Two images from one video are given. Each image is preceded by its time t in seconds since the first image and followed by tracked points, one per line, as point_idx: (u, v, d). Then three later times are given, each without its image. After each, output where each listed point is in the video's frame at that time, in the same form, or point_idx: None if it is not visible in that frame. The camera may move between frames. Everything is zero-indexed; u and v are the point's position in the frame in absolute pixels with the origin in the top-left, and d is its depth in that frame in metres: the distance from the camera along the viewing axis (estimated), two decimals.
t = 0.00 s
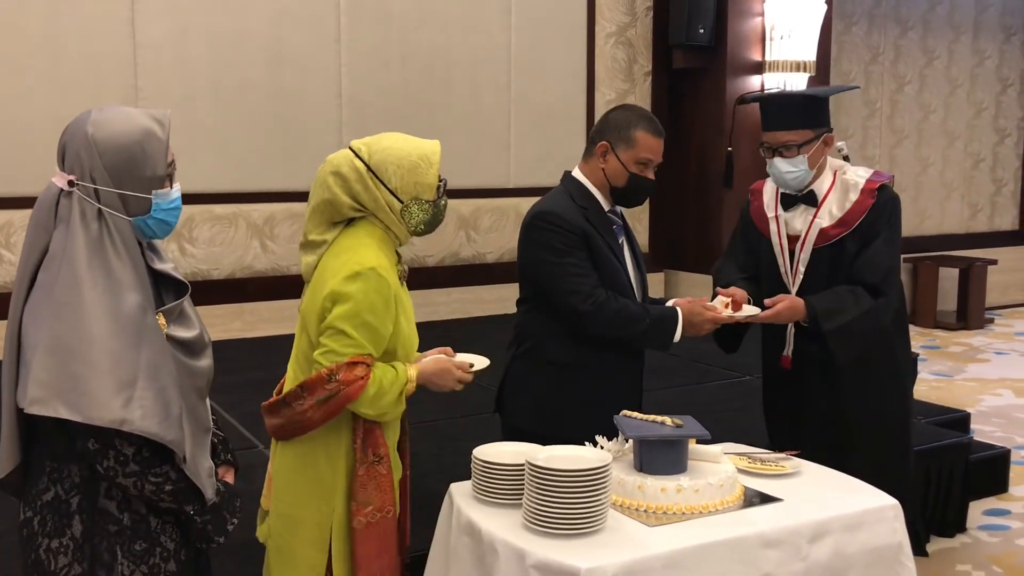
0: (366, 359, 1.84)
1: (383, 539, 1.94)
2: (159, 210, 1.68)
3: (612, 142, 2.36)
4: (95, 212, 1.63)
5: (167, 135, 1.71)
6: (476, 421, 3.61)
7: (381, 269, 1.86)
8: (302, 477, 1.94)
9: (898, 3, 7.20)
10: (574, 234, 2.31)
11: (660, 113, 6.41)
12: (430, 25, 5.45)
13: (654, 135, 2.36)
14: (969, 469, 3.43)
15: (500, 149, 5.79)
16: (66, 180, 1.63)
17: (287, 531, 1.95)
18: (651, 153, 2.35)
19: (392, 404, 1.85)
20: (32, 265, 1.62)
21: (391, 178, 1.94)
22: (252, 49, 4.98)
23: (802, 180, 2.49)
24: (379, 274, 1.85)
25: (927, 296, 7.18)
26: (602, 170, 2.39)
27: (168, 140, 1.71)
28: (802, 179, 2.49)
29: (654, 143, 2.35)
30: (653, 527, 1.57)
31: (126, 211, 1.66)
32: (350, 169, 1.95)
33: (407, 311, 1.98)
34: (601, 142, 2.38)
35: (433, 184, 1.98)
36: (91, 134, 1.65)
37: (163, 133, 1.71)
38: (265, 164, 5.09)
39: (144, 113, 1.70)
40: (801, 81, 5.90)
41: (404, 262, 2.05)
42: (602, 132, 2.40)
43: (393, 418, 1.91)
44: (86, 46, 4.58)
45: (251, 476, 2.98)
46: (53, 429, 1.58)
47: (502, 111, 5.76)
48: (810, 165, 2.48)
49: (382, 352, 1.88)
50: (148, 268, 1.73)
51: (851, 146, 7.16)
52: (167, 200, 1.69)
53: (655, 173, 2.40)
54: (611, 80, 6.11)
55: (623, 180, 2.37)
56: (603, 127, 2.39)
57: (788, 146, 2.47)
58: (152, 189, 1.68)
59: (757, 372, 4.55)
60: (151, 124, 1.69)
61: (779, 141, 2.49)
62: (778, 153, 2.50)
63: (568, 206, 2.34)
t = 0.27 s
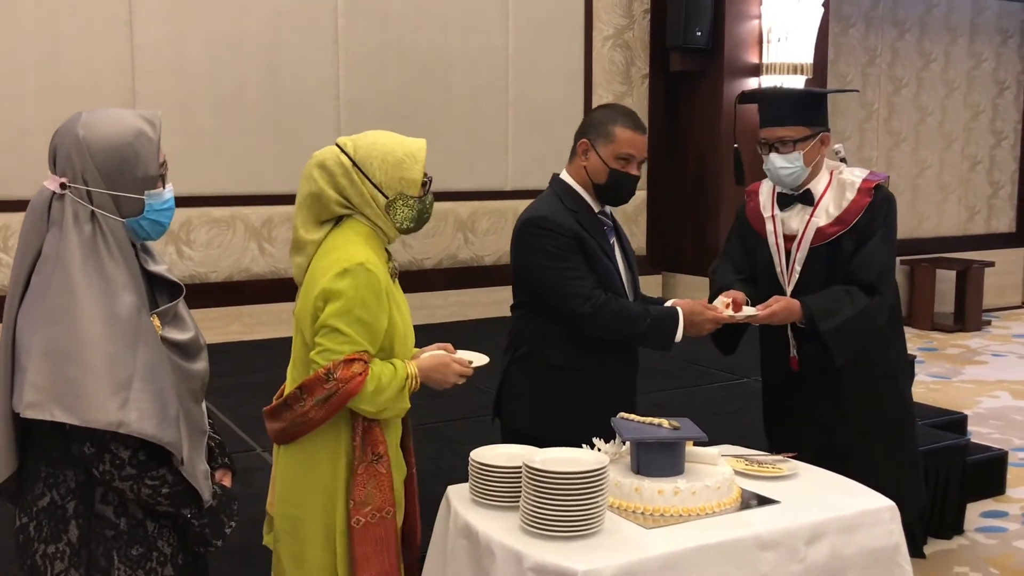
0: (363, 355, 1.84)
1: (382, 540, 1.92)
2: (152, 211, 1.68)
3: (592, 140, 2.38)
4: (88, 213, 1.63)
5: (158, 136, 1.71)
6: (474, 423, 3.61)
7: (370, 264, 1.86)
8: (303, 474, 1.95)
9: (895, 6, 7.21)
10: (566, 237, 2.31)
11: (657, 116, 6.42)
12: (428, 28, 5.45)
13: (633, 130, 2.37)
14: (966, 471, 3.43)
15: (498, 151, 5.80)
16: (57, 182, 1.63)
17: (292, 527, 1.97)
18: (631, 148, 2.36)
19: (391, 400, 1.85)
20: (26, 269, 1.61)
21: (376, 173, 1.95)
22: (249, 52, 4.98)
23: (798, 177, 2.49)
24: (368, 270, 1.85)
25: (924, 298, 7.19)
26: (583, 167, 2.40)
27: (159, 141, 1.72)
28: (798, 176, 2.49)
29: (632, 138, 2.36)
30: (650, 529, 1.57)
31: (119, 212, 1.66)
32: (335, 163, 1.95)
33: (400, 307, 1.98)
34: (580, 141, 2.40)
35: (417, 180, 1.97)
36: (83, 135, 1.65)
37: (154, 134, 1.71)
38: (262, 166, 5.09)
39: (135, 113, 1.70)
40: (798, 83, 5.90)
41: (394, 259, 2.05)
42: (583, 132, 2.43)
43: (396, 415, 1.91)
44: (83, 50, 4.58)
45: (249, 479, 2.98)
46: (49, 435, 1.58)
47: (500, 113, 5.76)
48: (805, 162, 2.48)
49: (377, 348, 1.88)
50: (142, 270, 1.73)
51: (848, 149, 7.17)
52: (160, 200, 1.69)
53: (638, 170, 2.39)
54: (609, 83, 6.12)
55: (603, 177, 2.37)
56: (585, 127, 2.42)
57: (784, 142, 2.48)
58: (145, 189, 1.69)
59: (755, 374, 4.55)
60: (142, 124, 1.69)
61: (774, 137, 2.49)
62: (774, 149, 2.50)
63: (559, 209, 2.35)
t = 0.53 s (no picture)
0: (355, 355, 1.84)
1: (389, 536, 1.92)
2: (144, 212, 1.68)
3: (584, 142, 2.40)
4: (80, 216, 1.63)
5: (149, 138, 1.72)
6: (474, 426, 3.61)
7: (358, 264, 1.86)
8: (308, 479, 1.94)
9: (893, 9, 7.22)
10: (563, 239, 2.32)
11: (656, 119, 6.43)
12: (427, 31, 5.46)
13: (624, 130, 2.38)
14: (965, 474, 3.43)
15: (497, 154, 5.80)
16: (49, 185, 1.63)
17: (300, 533, 1.95)
18: (623, 148, 2.36)
19: (386, 399, 1.85)
20: (19, 272, 1.61)
21: (365, 174, 1.95)
22: (248, 55, 4.99)
23: (795, 175, 2.50)
24: (356, 269, 1.85)
25: (923, 301, 7.19)
26: (577, 170, 2.41)
27: (150, 143, 1.72)
28: (795, 175, 2.50)
29: (624, 138, 2.36)
30: (648, 532, 1.57)
31: (110, 214, 1.67)
32: (326, 161, 1.96)
33: (392, 307, 1.98)
34: (573, 144, 2.42)
35: (406, 182, 1.96)
36: (73, 137, 1.66)
37: (145, 136, 1.71)
38: (261, 169, 5.09)
39: (126, 116, 1.71)
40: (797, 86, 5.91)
41: (385, 261, 2.05)
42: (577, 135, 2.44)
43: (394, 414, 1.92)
44: (83, 53, 4.59)
45: (248, 482, 2.97)
46: (46, 439, 1.58)
47: (499, 116, 5.77)
48: (803, 161, 2.49)
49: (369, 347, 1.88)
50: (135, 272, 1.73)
51: (846, 152, 7.18)
52: (151, 202, 1.69)
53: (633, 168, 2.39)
54: (608, 86, 6.12)
55: (595, 179, 2.38)
56: (580, 129, 2.43)
57: (782, 141, 2.49)
58: (137, 191, 1.69)
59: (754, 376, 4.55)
60: (133, 126, 1.70)
61: (772, 135, 2.50)
62: (772, 147, 2.51)
63: (556, 212, 2.36)
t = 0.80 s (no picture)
0: (339, 354, 1.85)
1: (373, 540, 1.93)
2: (136, 214, 1.69)
3: (594, 143, 2.41)
4: (73, 218, 1.63)
5: (141, 140, 1.72)
6: (474, 428, 3.62)
7: (342, 264, 1.87)
8: (297, 477, 1.95)
9: (892, 12, 7.23)
10: (566, 237, 2.33)
11: (656, 121, 6.44)
12: (426, 33, 5.47)
13: (633, 131, 2.38)
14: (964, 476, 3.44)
15: (496, 157, 5.81)
16: (42, 188, 1.63)
17: (285, 531, 1.97)
18: (632, 149, 2.36)
19: (372, 402, 1.85)
20: (13, 276, 1.61)
21: (355, 174, 1.96)
22: (248, 57, 4.99)
23: (792, 175, 2.50)
24: (339, 269, 1.86)
25: (922, 304, 7.20)
26: (586, 170, 2.42)
27: (143, 144, 1.72)
28: (792, 175, 2.50)
29: (633, 138, 2.37)
30: (647, 534, 1.57)
31: (103, 217, 1.67)
32: (318, 160, 1.98)
33: (381, 309, 1.98)
34: (583, 144, 2.43)
35: (396, 186, 1.96)
36: (66, 140, 1.66)
37: (138, 138, 1.71)
38: (261, 172, 5.09)
39: (118, 118, 1.71)
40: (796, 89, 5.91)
41: (379, 262, 2.05)
42: (587, 135, 2.45)
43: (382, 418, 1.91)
44: (82, 55, 4.59)
45: (248, 484, 2.98)
46: (46, 442, 1.58)
47: (498, 119, 5.77)
48: (799, 161, 2.50)
49: (353, 348, 1.89)
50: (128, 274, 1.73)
51: (845, 155, 7.19)
52: (144, 204, 1.70)
53: (643, 170, 2.39)
54: (607, 88, 6.13)
55: (604, 179, 2.38)
56: (591, 130, 2.44)
57: (779, 141, 2.49)
58: (129, 192, 1.69)
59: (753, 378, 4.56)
60: (125, 129, 1.70)
61: (770, 135, 2.51)
62: (769, 148, 2.51)
63: (563, 210, 2.37)
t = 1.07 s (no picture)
0: (317, 354, 1.86)
1: (361, 541, 1.92)
2: (134, 215, 1.69)
3: (592, 144, 2.41)
4: (70, 219, 1.63)
5: (139, 140, 1.72)
6: (473, 429, 3.62)
7: (319, 264, 1.86)
8: (289, 478, 1.97)
9: (890, 13, 7.23)
10: (565, 239, 2.33)
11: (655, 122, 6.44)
12: (425, 34, 5.47)
13: (630, 131, 2.38)
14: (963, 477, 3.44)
15: (496, 157, 5.81)
16: (39, 189, 1.63)
17: (278, 533, 1.98)
18: (629, 150, 2.36)
19: (349, 402, 1.83)
20: (11, 277, 1.61)
21: (338, 174, 1.96)
22: (247, 59, 4.99)
23: (791, 175, 2.51)
24: (316, 269, 1.86)
25: (921, 304, 7.20)
26: (587, 171, 2.42)
27: (140, 145, 1.73)
28: (791, 175, 2.51)
29: (629, 138, 2.36)
30: (646, 535, 1.58)
31: (101, 217, 1.67)
32: (305, 160, 1.99)
33: (366, 309, 1.97)
34: (583, 145, 2.43)
35: (378, 186, 1.95)
36: (63, 141, 1.66)
37: (135, 139, 1.72)
38: (260, 173, 5.09)
39: (115, 118, 1.71)
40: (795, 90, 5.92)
41: (369, 263, 2.03)
42: (586, 137, 2.45)
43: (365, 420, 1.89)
44: (81, 56, 4.59)
45: (247, 486, 2.98)
46: (46, 441, 1.58)
47: (497, 120, 5.77)
48: (798, 160, 2.50)
49: (333, 348, 1.88)
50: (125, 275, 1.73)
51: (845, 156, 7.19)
52: (141, 205, 1.70)
53: (641, 171, 2.39)
54: (606, 90, 6.13)
55: (602, 180, 2.38)
56: (589, 131, 2.44)
57: (778, 141, 2.50)
58: (127, 193, 1.69)
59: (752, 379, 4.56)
60: (122, 129, 1.70)
61: (769, 136, 2.51)
62: (769, 149, 2.52)
63: (563, 212, 2.38)
